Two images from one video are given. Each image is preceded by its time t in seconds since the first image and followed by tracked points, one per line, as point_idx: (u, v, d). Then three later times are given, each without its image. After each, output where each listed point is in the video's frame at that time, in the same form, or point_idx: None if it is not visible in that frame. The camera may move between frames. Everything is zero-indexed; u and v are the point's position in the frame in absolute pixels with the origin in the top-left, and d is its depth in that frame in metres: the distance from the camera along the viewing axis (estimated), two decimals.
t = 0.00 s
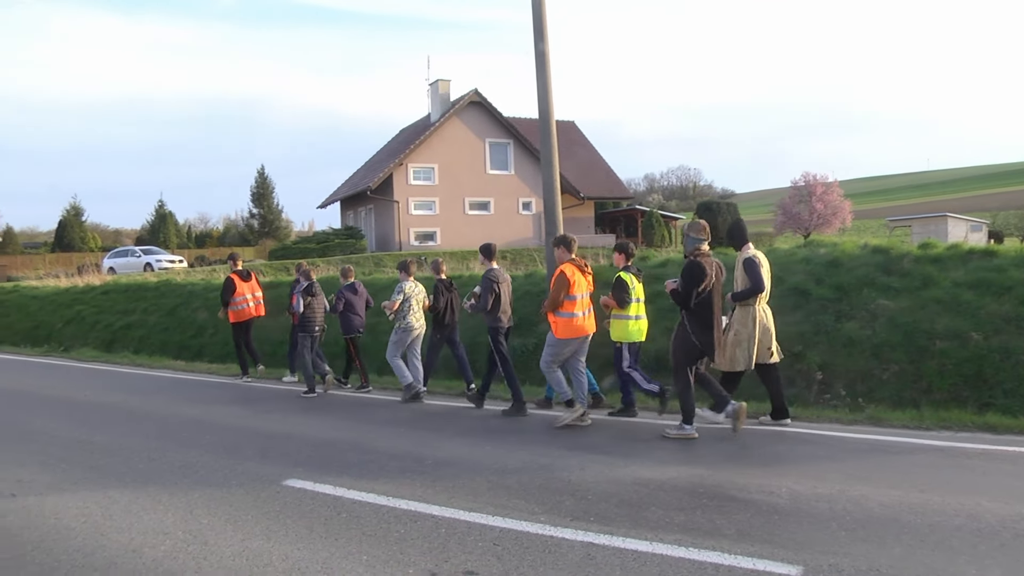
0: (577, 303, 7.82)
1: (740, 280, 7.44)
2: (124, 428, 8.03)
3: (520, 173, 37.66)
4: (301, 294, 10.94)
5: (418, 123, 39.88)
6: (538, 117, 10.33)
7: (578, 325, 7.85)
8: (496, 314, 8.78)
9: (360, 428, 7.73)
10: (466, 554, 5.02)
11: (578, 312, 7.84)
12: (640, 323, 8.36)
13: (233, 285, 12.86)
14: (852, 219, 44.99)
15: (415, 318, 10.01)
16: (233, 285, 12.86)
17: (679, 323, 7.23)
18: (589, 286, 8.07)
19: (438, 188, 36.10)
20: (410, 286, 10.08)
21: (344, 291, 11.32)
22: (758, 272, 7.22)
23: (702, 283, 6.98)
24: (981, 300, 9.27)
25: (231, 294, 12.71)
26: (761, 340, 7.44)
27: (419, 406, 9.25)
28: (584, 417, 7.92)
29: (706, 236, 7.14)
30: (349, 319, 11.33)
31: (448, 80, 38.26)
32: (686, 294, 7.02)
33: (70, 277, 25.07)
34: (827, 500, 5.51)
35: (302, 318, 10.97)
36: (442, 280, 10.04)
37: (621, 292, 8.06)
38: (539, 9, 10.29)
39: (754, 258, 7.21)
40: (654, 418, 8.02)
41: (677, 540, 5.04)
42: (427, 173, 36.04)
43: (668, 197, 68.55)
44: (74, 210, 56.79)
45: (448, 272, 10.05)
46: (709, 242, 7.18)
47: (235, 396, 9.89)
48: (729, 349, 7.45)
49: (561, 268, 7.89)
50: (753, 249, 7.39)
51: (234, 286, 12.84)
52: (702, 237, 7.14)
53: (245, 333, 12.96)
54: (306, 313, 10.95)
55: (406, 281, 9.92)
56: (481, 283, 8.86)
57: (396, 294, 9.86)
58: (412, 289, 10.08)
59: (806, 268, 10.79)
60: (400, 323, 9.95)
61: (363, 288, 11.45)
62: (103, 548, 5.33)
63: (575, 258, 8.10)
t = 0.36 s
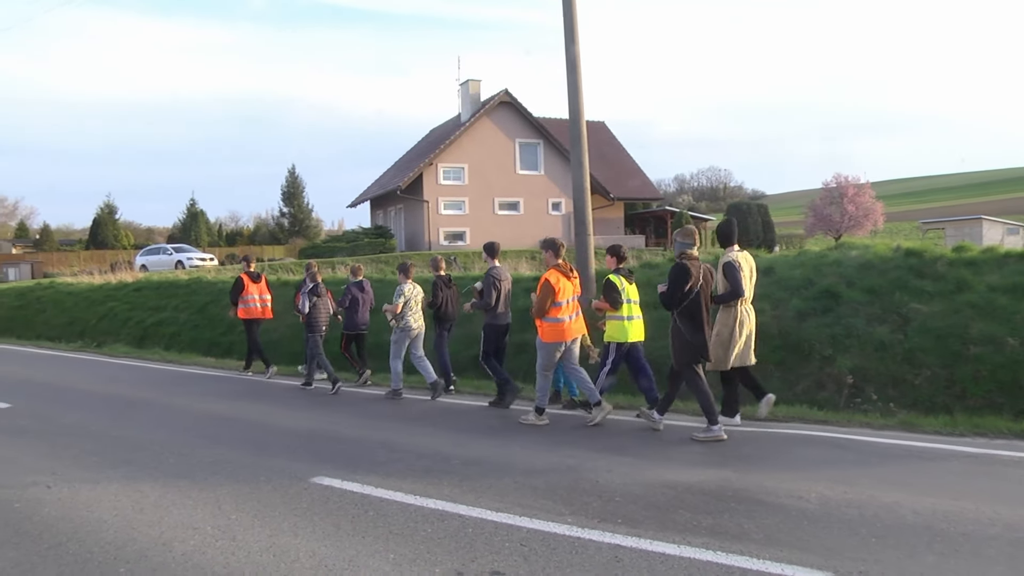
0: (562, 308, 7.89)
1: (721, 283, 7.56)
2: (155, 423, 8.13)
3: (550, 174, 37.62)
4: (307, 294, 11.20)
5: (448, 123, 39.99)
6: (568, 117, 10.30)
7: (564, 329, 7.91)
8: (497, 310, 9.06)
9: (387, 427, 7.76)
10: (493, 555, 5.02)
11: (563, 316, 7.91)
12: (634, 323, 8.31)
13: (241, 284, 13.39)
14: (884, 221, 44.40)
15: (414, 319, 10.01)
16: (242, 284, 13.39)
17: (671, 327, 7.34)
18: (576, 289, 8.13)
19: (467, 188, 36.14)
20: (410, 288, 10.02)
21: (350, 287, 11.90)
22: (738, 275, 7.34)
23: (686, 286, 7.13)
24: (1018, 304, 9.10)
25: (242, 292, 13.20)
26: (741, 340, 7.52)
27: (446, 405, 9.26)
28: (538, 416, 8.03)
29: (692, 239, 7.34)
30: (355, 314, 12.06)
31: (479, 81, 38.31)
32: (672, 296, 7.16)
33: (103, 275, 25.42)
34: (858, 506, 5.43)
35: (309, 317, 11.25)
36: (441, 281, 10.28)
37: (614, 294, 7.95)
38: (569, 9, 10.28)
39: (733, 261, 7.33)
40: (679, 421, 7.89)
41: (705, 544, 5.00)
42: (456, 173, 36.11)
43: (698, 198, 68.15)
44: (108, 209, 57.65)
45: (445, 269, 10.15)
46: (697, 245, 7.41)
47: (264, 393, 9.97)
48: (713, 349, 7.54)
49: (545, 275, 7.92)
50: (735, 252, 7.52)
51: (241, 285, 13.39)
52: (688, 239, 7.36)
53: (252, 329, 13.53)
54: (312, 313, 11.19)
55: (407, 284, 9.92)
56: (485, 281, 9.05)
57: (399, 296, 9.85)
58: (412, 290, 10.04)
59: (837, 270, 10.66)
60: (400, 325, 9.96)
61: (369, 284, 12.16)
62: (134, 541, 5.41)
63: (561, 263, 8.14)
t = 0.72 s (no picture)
0: (550, 305, 8.15)
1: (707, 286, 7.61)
2: (179, 420, 8.19)
3: (572, 172, 37.55)
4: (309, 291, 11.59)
5: (471, 122, 40.02)
6: (591, 115, 10.28)
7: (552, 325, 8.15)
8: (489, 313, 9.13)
9: (409, 425, 7.78)
10: (515, 553, 5.03)
11: (552, 312, 8.16)
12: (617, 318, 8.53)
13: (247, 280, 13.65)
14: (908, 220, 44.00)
15: (411, 314, 10.55)
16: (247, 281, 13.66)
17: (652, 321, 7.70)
18: (563, 287, 8.38)
19: (489, 187, 36.16)
20: (405, 286, 10.68)
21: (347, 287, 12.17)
22: (722, 275, 7.43)
23: (672, 280, 7.46)
24: None
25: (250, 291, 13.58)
26: (734, 341, 7.56)
27: (469, 403, 9.25)
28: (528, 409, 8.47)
29: (675, 239, 7.63)
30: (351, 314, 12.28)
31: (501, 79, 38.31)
32: (656, 290, 7.49)
33: (128, 273, 25.61)
34: (883, 508, 5.38)
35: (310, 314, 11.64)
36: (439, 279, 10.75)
37: (593, 291, 8.28)
38: (593, 9, 10.25)
39: (717, 262, 7.43)
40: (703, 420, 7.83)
41: (728, 545, 4.97)
42: (479, 172, 36.14)
43: (721, 196, 67.84)
44: (133, 209, 58.22)
45: (443, 269, 10.52)
46: (679, 243, 7.70)
47: (288, 391, 10.01)
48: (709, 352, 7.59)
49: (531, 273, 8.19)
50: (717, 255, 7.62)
51: (247, 282, 13.64)
52: (669, 238, 7.66)
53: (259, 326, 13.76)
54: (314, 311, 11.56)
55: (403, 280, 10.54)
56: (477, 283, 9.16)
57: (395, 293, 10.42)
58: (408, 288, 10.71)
59: (862, 268, 10.57)
60: (399, 320, 10.55)
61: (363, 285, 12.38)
62: (158, 537, 5.46)
63: (548, 260, 8.37)
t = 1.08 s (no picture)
0: (533, 304, 8.30)
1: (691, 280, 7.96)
2: (202, 419, 8.25)
3: (592, 172, 37.50)
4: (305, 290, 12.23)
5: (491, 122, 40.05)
6: (612, 115, 10.27)
7: (533, 324, 8.30)
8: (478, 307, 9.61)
9: (430, 424, 7.81)
10: (536, 554, 5.03)
11: (534, 311, 8.31)
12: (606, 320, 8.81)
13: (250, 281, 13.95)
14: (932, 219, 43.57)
15: (410, 314, 11.16)
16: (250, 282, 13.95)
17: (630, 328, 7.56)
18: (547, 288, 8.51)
19: (509, 187, 36.17)
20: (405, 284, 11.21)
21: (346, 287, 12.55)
22: (707, 269, 7.70)
23: (650, 287, 7.31)
24: None
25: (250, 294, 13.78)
26: (705, 334, 7.87)
27: (489, 403, 9.27)
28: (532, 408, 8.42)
29: (655, 241, 7.68)
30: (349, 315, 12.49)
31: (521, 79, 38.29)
32: (636, 297, 7.34)
33: (150, 273, 25.74)
34: (908, 510, 5.34)
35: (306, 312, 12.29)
36: (438, 277, 11.27)
37: (586, 294, 8.39)
38: (613, 9, 10.24)
39: (702, 256, 7.69)
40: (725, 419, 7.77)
41: (750, 547, 4.95)
42: (499, 172, 36.17)
43: (742, 196, 67.53)
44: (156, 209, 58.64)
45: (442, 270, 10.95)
46: (657, 249, 7.72)
47: (309, 390, 10.05)
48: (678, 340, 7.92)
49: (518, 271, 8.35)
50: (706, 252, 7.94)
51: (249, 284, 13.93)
52: (647, 243, 7.73)
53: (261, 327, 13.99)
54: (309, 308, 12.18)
55: (405, 281, 11.04)
56: (469, 280, 9.82)
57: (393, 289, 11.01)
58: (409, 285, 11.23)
59: (884, 268, 10.52)
60: (398, 316, 11.11)
61: (361, 285, 12.58)
62: (182, 534, 5.51)
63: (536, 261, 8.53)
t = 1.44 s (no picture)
0: (518, 307, 8.34)
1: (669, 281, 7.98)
2: (227, 418, 8.30)
3: (613, 171, 37.40)
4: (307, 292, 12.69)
5: (512, 121, 40.05)
6: (633, 114, 10.24)
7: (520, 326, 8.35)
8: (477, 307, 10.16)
9: (454, 424, 7.82)
10: (560, 553, 5.03)
11: (520, 313, 8.36)
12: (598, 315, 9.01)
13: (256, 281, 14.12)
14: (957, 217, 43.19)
15: (404, 311, 11.27)
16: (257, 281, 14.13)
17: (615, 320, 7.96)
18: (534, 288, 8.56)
19: (531, 186, 36.13)
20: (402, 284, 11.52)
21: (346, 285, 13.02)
22: (685, 269, 7.79)
23: (626, 280, 7.71)
24: None
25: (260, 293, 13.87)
26: (689, 334, 7.87)
27: (511, 402, 9.28)
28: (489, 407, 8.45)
29: (635, 239, 7.84)
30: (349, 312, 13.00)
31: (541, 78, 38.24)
32: (612, 289, 7.77)
33: (174, 274, 25.94)
34: (936, 512, 5.30)
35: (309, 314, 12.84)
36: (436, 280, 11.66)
37: (580, 287, 8.49)
38: (634, 8, 10.22)
39: (679, 256, 7.80)
40: (745, 415, 7.64)
41: (774, 548, 4.93)
42: (520, 171, 36.18)
43: (763, 193, 67.22)
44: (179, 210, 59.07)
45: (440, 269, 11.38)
46: (639, 245, 7.91)
47: (331, 389, 10.10)
48: (663, 342, 7.89)
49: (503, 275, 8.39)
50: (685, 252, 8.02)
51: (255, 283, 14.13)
52: (628, 240, 7.86)
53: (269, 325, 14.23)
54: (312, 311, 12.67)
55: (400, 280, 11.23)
56: (465, 283, 10.03)
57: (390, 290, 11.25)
58: (404, 286, 11.46)
59: (908, 266, 10.48)
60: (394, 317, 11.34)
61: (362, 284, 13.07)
62: (206, 532, 5.54)
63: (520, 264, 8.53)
